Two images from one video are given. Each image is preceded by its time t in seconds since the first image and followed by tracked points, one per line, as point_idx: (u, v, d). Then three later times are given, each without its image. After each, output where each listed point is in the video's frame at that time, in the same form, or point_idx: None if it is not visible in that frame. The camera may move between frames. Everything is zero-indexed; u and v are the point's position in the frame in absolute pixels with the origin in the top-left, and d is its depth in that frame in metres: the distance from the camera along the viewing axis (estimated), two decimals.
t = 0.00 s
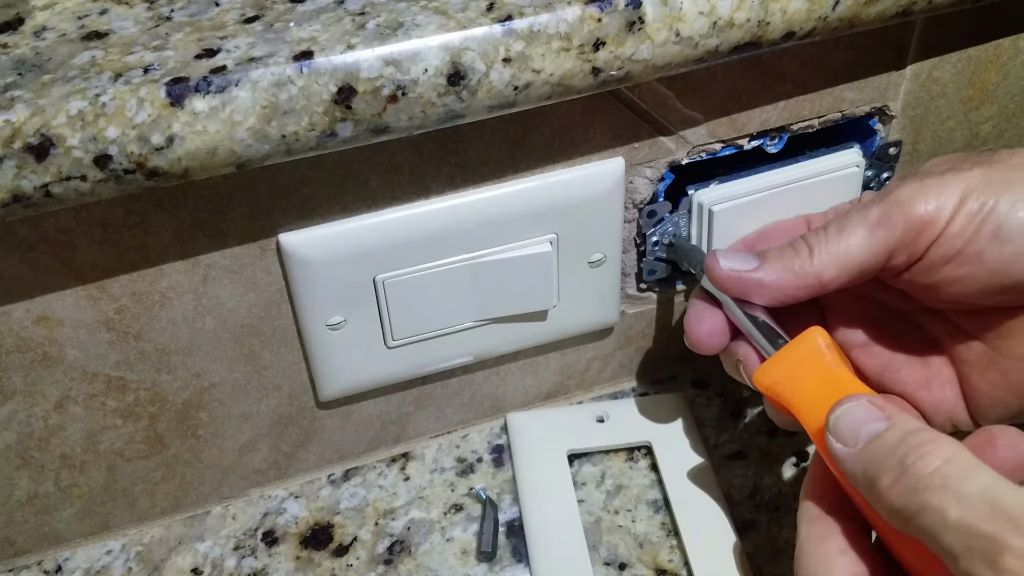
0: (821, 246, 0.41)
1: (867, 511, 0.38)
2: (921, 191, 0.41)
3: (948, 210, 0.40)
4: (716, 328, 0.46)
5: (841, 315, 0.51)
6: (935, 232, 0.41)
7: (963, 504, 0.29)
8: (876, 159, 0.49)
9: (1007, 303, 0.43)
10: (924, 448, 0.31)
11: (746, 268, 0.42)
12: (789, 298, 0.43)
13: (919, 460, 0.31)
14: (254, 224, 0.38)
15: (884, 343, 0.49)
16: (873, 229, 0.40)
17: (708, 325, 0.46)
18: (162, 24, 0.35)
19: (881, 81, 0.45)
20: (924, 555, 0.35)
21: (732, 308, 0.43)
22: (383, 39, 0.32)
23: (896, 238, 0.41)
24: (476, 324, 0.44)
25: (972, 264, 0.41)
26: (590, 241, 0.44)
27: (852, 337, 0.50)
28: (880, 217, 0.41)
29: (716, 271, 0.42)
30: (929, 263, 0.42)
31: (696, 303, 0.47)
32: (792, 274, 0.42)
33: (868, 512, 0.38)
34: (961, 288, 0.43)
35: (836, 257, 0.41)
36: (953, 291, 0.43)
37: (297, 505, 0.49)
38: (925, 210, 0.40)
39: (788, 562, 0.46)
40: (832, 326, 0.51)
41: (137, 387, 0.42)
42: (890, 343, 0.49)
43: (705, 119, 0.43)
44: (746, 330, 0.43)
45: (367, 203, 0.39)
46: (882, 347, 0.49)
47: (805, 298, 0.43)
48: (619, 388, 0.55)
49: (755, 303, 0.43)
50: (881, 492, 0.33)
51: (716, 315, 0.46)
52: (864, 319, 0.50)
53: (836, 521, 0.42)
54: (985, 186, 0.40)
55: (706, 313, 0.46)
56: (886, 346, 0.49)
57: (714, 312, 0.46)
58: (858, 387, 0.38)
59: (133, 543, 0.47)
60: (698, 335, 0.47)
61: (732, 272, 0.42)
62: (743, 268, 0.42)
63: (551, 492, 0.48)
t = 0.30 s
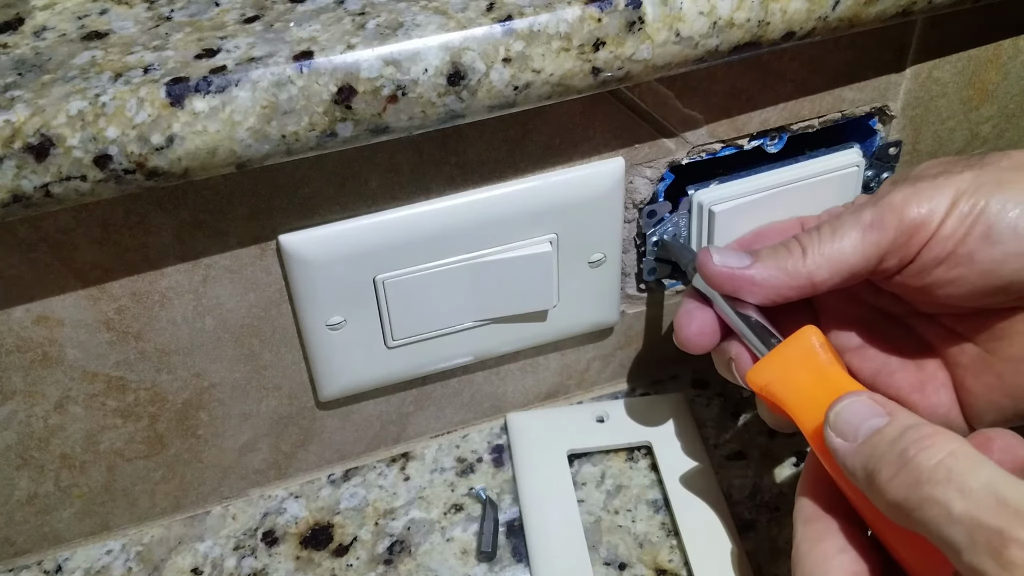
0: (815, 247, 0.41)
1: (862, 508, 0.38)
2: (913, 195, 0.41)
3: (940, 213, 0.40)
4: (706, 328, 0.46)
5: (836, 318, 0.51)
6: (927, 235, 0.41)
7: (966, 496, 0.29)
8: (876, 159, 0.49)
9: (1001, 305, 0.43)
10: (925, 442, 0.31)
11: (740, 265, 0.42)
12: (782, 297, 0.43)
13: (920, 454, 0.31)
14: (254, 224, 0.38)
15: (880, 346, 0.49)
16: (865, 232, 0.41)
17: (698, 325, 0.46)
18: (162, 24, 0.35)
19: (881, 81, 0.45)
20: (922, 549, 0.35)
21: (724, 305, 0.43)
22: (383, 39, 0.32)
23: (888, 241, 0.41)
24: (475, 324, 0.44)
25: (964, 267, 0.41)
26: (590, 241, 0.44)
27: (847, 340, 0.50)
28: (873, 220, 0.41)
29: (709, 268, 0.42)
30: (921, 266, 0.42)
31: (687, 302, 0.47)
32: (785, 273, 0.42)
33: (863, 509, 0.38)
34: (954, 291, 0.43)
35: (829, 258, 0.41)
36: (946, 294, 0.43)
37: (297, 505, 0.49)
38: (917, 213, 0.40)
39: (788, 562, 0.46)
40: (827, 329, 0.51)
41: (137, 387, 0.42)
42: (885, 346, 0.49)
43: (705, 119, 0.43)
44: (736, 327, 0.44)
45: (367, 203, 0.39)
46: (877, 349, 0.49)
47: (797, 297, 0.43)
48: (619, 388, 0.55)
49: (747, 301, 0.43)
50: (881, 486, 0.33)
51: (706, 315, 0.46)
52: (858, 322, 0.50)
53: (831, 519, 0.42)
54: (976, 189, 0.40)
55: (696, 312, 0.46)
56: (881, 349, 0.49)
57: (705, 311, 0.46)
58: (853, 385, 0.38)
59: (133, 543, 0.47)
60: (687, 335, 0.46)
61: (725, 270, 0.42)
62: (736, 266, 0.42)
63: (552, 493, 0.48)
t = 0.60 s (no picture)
0: (813, 244, 0.41)
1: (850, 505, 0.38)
2: (915, 188, 0.41)
3: (942, 207, 0.40)
4: (706, 327, 0.46)
5: (839, 315, 0.51)
6: (928, 229, 0.41)
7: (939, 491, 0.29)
8: (876, 158, 0.49)
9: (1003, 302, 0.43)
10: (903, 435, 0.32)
11: (738, 264, 0.43)
12: (782, 295, 0.43)
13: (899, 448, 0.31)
14: (254, 224, 0.38)
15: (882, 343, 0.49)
16: (866, 226, 0.41)
17: (697, 324, 0.46)
18: (162, 24, 0.35)
19: (881, 81, 0.45)
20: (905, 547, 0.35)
21: (723, 305, 0.44)
22: (383, 39, 0.32)
23: (889, 236, 0.41)
24: (476, 324, 0.44)
25: (965, 263, 0.41)
26: (590, 241, 0.44)
27: (850, 339, 0.50)
28: (873, 215, 0.41)
29: (708, 269, 0.43)
30: (923, 261, 0.42)
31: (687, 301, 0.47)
32: (785, 271, 0.42)
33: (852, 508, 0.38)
34: (955, 287, 0.43)
35: (828, 253, 0.41)
36: (949, 289, 0.43)
37: (297, 505, 0.49)
38: (918, 207, 0.40)
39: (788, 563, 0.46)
40: (830, 328, 0.51)
41: (137, 387, 0.42)
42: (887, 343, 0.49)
43: (705, 119, 0.43)
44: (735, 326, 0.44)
45: (367, 203, 0.39)
46: (880, 349, 0.49)
47: (798, 295, 0.44)
48: (619, 388, 0.55)
49: (746, 300, 0.43)
50: (861, 480, 0.33)
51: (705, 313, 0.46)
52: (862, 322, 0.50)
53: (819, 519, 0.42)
54: (979, 184, 0.40)
55: (695, 312, 0.46)
56: (884, 347, 0.49)
57: (704, 310, 0.46)
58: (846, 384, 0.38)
59: (133, 543, 0.47)
60: (687, 335, 0.46)
61: (723, 270, 0.42)
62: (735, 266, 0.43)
63: (552, 492, 0.48)
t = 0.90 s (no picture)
0: (810, 246, 0.41)
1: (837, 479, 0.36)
2: (913, 192, 0.41)
3: (941, 211, 0.40)
4: (701, 328, 0.47)
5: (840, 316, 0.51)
6: (926, 234, 0.41)
7: (970, 441, 0.28)
8: (876, 159, 0.49)
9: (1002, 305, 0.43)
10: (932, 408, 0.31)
11: (735, 264, 0.43)
12: (778, 295, 0.44)
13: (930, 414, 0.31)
14: (254, 224, 0.38)
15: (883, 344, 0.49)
16: (863, 230, 0.41)
17: (692, 325, 0.47)
18: (162, 24, 0.35)
19: (881, 81, 0.45)
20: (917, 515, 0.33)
21: (719, 302, 0.43)
22: (383, 39, 0.32)
23: (887, 240, 0.41)
24: (475, 324, 0.44)
25: (965, 266, 0.41)
26: (590, 241, 0.44)
27: (851, 340, 0.50)
28: (871, 218, 0.41)
29: (705, 267, 0.43)
30: (921, 265, 0.42)
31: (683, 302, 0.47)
32: (782, 272, 0.42)
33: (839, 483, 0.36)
34: (953, 291, 0.43)
35: (824, 256, 0.41)
36: (948, 293, 0.43)
37: (297, 505, 0.49)
38: (917, 210, 0.40)
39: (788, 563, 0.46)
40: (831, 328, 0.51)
41: (137, 387, 0.42)
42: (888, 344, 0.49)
43: (705, 119, 0.43)
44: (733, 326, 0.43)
45: (367, 203, 0.39)
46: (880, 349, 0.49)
47: (794, 296, 0.44)
48: (619, 388, 0.55)
49: (744, 300, 0.43)
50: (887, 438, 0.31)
51: (700, 315, 0.47)
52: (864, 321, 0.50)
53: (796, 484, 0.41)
54: (978, 187, 0.40)
55: (691, 313, 0.47)
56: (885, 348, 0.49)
57: (700, 312, 0.47)
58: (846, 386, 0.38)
59: (133, 543, 0.47)
60: (684, 334, 0.47)
61: (718, 270, 0.42)
62: (733, 265, 0.43)
63: (552, 492, 0.48)
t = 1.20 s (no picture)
0: (805, 238, 0.42)
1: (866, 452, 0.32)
2: (902, 177, 0.40)
3: (929, 194, 0.40)
4: (704, 315, 0.46)
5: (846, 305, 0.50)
6: (915, 220, 0.40)
7: None
8: (876, 159, 0.49)
9: (997, 294, 0.42)
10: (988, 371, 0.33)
11: (735, 257, 0.43)
12: (780, 290, 0.45)
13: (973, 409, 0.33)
14: (254, 224, 0.38)
15: (885, 331, 0.49)
16: (854, 220, 0.41)
17: (694, 314, 0.46)
18: (162, 24, 0.35)
19: (881, 82, 0.45)
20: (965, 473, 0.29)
21: (725, 295, 0.44)
22: (383, 39, 0.32)
23: (876, 226, 0.41)
24: (475, 324, 0.44)
25: (954, 251, 0.41)
26: (590, 241, 0.44)
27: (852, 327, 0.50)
28: (861, 207, 0.41)
29: (705, 257, 0.44)
30: (911, 250, 0.42)
31: (684, 290, 0.47)
32: (780, 265, 0.43)
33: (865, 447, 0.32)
34: (944, 276, 0.42)
35: (818, 248, 0.42)
36: (939, 279, 0.43)
37: (297, 505, 0.49)
38: (905, 196, 0.40)
39: (788, 563, 0.46)
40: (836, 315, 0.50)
41: (137, 387, 0.42)
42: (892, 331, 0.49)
43: (704, 119, 0.43)
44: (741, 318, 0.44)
45: (367, 203, 0.39)
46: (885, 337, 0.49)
47: (794, 290, 0.45)
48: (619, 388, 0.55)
49: (750, 294, 0.44)
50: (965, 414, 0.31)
51: (702, 301, 0.46)
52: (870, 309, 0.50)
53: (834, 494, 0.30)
54: (969, 171, 0.39)
55: (693, 301, 0.46)
56: (890, 336, 0.49)
57: (703, 298, 0.46)
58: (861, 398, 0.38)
59: (133, 543, 0.48)
60: (685, 321, 0.46)
61: (717, 260, 0.43)
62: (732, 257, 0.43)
63: (552, 491, 0.48)
